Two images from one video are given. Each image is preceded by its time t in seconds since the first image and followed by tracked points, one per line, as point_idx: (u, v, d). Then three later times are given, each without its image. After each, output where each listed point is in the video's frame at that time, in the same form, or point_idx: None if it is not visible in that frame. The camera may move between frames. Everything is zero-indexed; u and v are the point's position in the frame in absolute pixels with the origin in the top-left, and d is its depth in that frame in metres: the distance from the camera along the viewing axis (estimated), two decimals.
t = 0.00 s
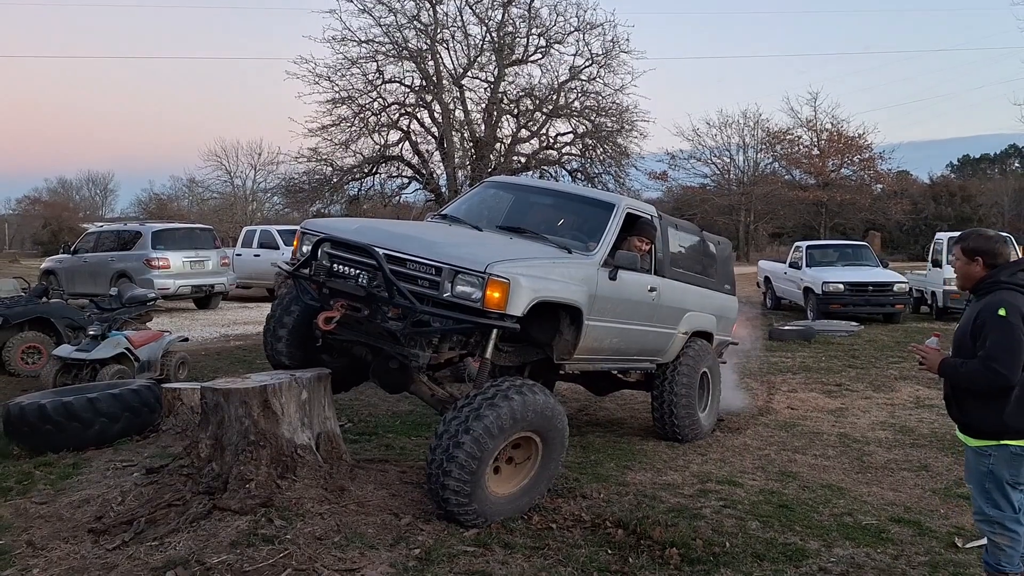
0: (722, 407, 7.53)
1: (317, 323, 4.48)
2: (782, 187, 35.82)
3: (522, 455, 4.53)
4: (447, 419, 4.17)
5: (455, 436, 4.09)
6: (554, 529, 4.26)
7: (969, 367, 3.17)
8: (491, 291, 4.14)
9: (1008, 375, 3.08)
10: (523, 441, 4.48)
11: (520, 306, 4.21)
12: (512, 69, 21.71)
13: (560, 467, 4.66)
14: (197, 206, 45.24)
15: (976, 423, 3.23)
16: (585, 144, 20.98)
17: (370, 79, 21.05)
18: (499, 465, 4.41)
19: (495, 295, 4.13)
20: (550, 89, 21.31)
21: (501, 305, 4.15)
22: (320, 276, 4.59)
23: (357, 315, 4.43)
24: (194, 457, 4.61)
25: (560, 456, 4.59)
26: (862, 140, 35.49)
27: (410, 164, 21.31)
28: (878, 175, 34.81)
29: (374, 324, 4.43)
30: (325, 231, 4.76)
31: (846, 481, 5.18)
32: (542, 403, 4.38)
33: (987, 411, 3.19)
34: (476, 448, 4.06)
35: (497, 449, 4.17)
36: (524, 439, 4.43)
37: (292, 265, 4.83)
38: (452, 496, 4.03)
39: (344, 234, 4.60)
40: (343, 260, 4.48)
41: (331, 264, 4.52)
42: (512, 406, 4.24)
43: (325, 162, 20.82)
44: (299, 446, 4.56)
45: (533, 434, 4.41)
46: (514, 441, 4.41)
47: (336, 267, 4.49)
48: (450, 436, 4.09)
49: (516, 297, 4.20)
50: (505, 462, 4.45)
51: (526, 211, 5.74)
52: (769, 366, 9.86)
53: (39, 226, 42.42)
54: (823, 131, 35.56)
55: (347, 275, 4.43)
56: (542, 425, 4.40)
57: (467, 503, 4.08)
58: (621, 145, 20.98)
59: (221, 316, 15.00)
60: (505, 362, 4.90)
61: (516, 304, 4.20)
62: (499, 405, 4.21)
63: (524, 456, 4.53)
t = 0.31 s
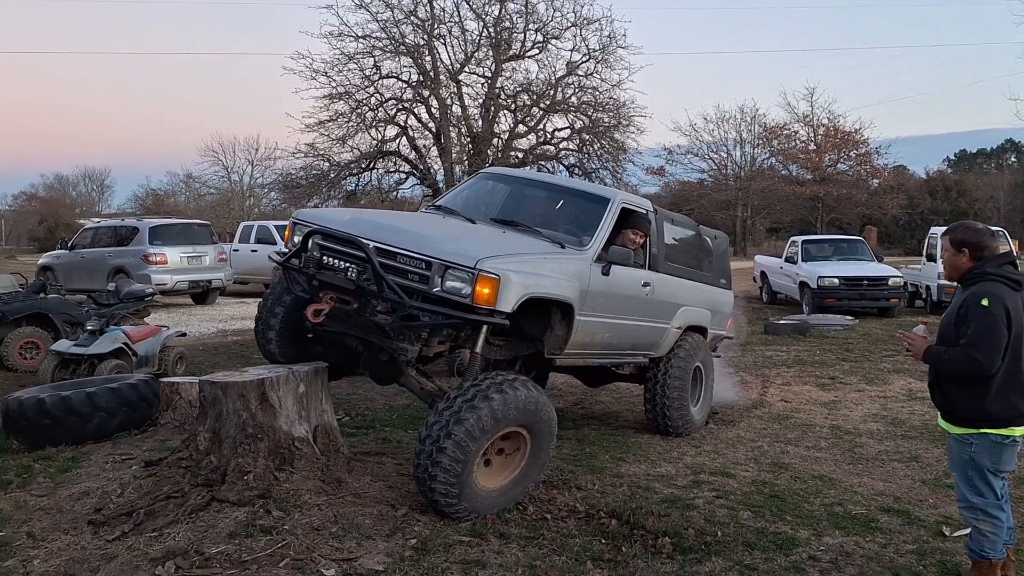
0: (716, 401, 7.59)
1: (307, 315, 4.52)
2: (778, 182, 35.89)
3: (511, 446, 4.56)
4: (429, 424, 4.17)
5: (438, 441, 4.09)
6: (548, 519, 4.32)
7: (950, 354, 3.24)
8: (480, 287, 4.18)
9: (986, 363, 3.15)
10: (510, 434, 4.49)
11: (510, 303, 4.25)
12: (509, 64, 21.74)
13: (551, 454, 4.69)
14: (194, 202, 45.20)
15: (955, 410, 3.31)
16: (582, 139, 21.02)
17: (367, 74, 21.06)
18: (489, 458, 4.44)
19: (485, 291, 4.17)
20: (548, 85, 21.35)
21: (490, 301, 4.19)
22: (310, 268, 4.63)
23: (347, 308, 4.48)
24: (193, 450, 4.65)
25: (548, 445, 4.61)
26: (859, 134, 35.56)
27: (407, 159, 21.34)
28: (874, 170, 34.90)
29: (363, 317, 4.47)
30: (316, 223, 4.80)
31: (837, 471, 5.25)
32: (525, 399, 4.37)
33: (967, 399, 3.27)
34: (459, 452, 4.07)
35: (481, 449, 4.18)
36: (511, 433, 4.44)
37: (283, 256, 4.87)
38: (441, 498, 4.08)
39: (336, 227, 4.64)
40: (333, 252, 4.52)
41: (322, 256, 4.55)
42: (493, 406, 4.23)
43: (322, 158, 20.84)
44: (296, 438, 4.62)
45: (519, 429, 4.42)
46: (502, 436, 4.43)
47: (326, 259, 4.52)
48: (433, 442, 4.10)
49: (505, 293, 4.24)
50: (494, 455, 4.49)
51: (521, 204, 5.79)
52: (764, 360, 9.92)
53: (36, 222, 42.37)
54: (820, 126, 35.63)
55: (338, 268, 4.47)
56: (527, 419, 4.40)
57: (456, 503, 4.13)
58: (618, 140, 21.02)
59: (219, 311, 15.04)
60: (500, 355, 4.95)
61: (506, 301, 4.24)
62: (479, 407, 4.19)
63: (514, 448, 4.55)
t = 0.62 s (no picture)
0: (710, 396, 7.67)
1: (306, 313, 4.58)
2: (773, 179, 36.00)
3: (508, 442, 4.62)
4: (426, 422, 4.23)
5: (435, 439, 4.15)
6: (544, 512, 4.39)
7: (932, 348, 3.32)
8: (477, 291, 4.22)
9: (966, 357, 3.24)
10: (507, 431, 4.55)
11: (506, 306, 4.30)
12: (504, 62, 21.79)
13: (547, 450, 4.76)
14: (189, 200, 45.13)
15: (939, 403, 3.38)
16: (578, 137, 21.08)
17: (362, 72, 21.09)
18: (485, 454, 4.50)
19: (481, 295, 4.21)
20: (543, 83, 21.41)
21: (487, 304, 4.23)
22: (309, 266, 4.69)
23: (346, 307, 4.54)
24: (193, 445, 4.71)
25: (544, 441, 4.68)
26: (853, 132, 35.68)
27: (403, 157, 21.39)
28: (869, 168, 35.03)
29: (361, 316, 4.53)
30: (316, 220, 4.86)
31: (829, 465, 5.33)
32: (521, 397, 4.43)
33: (950, 392, 3.35)
34: (457, 449, 4.13)
35: (478, 446, 4.24)
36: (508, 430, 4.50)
37: (284, 252, 4.92)
38: (438, 494, 4.14)
39: (335, 225, 4.69)
40: (333, 251, 4.58)
41: (321, 255, 4.61)
42: (489, 405, 4.28)
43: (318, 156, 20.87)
44: (295, 433, 4.68)
45: (515, 425, 4.48)
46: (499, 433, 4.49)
47: (326, 258, 4.58)
48: (430, 440, 4.16)
49: (502, 297, 4.28)
50: (491, 451, 4.55)
51: (521, 199, 5.85)
52: (758, 356, 10.00)
53: (31, 221, 42.29)
54: (815, 123, 35.75)
55: (337, 267, 4.53)
56: (523, 417, 4.47)
57: (454, 498, 4.19)
58: (613, 138, 21.09)
59: (215, 309, 15.08)
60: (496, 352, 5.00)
61: (502, 304, 4.29)
62: (476, 405, 4.25)
63: (510, 444, 4.62)
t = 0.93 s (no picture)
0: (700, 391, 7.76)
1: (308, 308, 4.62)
2: (761, 177, 36.19)
3: (506, 436, 4.68)
4: (427, 414, 4.29)
5: (436, 431, 4.22)
6: (539, 505, 4.46)
7: (916, 343, 3.41)
8: (478, 287, 4.29)
9: (950, 351, 3.33)
10: (505, 425, 4.61)
11: (506, 302, 4.37)
12: (493, 60, 21.82)
13: (544, 444, 4.82)
14: (176, 197, 44.89)
15: (924, 396, 3.48)
16: (567, 134, 21.15)
17: (351, 69, 21.06)
18: (483, 448, 4.56)
19: (482, 291, 4.29)
20: (532, 80, 21.45)
21: (487, 301, 4.31)
22: (311, 262, 4.73)
23: (348, 302, 4.59)
24: (190, 440, 4.75)
25: (541, 436, 4.74)
26: (840, 130, 35.94)
27: (392, 154, 21.39)
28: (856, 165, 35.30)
29: (363, 312, 4.59)
30: (317, 216, 4.91)
31: (817, 458, 5.42)
32: (520, 391, 4.51)
33: (935, 385, 3.44)
34: (457, 441, 4.20)
35: (478, 439, 4.30)
36: (506, 424, 4.56)
37: (284, 247, 4.97)
38: (438, 486, 4.21)
39: (337, 221, 4.75)
40: (334, 247, 4.63)
41: (324, 250, 4.66)
42: (490, 398, 4.36)
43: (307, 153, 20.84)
44: (292, 429, 4.73)
45: (514, 419, 4.54)
46: (497, 426, 4.55)
47: (328, 253, 4.63)
48: (431, 431, 4.23)
49: (502, 293, 4.36)
50: (489, 445, 4.61)
51: (517, 196, 5.90)
52: (747, 352, 10.11)
53: (16, 218, 41.91)
54: (802, 121, 35.98)
55: (339, 262, 4.58)
56: (522, 411, 4.53)
57: (451, 490, 4.26)
58: (602, 136, 21.17)
59: (205, 307, 15.05)
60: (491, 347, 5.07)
61: (502, 300, 4.36)
62: (476, 398, 4.32)
63: (507, 438, 4.68)
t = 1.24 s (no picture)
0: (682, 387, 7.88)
1: (299, 305, 4.65)
2: (736, 176, 36.56)
3: (496, 431, 4.74)
4: (419, 408, 4.34)
5: (428, 425, 4.26)
6: (529, 498, 4.53)
7: (897, 338, 3.52)
8: (468, 279, 4.33)
9: (930, 345, 3.44)
10: (495, 419, 4.68)
11: (496, 295, 4.41)
12: (471, 59, 21.85)
13: (533, 438, 4.89)
14: (149, 196, 44.38)
15: (905, 389, 3.59)
16: (545, 134, 21.24)
17: (329, 68, 20.98)
18: (474, 442, 4.62)
19: (472, 284, 4.32)
20: (510, 79, 21.51)
21: (477, 293, 4.34)
22: (301, 260, 4.76)
23: (339, 298, 4.62)
24: (180, 438, 4.75)
25: (531, 430, 4.81)
26: (814, 130, 36.42)
27: (369, 153, 21.35)
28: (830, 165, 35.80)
29: (354, 307, 4.62)
30: (306, 216, 4.94)
31: (799, 451, 5.55)
32: (511, 385, 4.57)
33: (915, 379, 3.55)
34: (449, 434, 4.25)
35: (469, 432, 4.36)
36: (496, 418, 4.63)
37: (273, 247, 4.99)
38: (430, 479, 4.26)
39: (326, 220, 4.78)
40: (325, 244, 4.66)
41: (314, 248, 4.69)
42: (481, 391, 4.42)
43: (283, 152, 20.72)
44: (283, 425, 4.75)
45: (504, 413, 4.60)
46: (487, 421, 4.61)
47: (318, 251, 4.66)
48: (424, 425, 4.27)
49: (492, 286, 4.40)
50: (479, 439, 4.66)
51: (500, 197, 5.97)
52: (726, 349, 10.25)
53: None
54: (776, 122, 36.40)
55: (330, 259, 4.61)
56: (512, 405, 4.60)
57: (444, 483, 4.31)
58: (581, 135, 21.30)
59: (183, 307, 14.94)
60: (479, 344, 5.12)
61: (492, 293, 4.40)
62: (468, 392, 4.38)
63: (497, 433, 4.75)
